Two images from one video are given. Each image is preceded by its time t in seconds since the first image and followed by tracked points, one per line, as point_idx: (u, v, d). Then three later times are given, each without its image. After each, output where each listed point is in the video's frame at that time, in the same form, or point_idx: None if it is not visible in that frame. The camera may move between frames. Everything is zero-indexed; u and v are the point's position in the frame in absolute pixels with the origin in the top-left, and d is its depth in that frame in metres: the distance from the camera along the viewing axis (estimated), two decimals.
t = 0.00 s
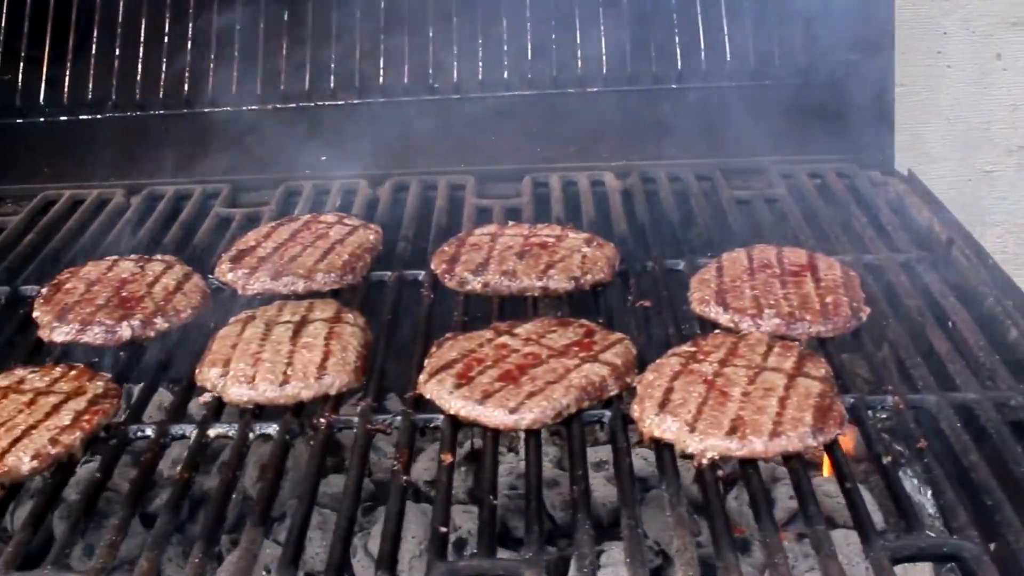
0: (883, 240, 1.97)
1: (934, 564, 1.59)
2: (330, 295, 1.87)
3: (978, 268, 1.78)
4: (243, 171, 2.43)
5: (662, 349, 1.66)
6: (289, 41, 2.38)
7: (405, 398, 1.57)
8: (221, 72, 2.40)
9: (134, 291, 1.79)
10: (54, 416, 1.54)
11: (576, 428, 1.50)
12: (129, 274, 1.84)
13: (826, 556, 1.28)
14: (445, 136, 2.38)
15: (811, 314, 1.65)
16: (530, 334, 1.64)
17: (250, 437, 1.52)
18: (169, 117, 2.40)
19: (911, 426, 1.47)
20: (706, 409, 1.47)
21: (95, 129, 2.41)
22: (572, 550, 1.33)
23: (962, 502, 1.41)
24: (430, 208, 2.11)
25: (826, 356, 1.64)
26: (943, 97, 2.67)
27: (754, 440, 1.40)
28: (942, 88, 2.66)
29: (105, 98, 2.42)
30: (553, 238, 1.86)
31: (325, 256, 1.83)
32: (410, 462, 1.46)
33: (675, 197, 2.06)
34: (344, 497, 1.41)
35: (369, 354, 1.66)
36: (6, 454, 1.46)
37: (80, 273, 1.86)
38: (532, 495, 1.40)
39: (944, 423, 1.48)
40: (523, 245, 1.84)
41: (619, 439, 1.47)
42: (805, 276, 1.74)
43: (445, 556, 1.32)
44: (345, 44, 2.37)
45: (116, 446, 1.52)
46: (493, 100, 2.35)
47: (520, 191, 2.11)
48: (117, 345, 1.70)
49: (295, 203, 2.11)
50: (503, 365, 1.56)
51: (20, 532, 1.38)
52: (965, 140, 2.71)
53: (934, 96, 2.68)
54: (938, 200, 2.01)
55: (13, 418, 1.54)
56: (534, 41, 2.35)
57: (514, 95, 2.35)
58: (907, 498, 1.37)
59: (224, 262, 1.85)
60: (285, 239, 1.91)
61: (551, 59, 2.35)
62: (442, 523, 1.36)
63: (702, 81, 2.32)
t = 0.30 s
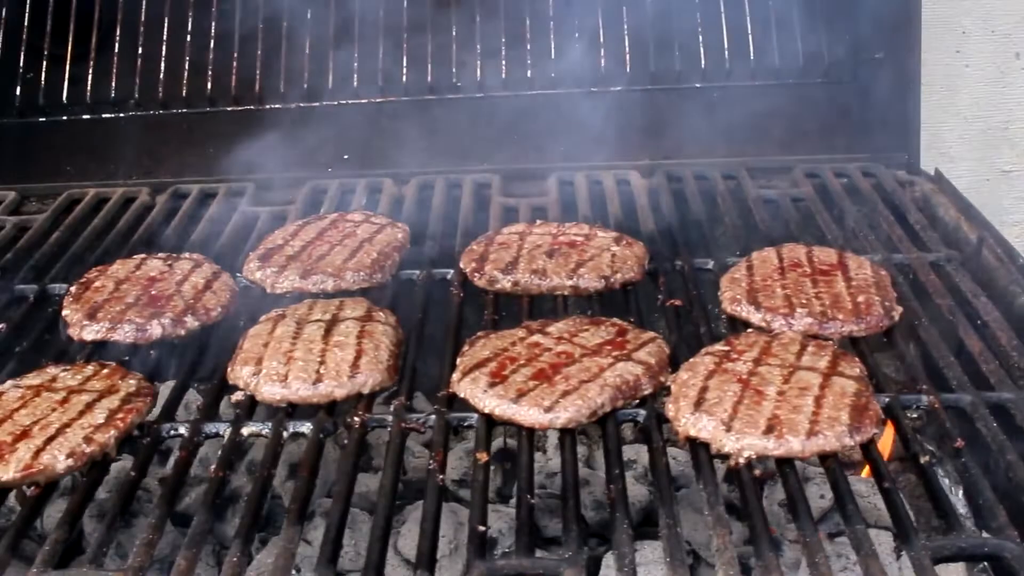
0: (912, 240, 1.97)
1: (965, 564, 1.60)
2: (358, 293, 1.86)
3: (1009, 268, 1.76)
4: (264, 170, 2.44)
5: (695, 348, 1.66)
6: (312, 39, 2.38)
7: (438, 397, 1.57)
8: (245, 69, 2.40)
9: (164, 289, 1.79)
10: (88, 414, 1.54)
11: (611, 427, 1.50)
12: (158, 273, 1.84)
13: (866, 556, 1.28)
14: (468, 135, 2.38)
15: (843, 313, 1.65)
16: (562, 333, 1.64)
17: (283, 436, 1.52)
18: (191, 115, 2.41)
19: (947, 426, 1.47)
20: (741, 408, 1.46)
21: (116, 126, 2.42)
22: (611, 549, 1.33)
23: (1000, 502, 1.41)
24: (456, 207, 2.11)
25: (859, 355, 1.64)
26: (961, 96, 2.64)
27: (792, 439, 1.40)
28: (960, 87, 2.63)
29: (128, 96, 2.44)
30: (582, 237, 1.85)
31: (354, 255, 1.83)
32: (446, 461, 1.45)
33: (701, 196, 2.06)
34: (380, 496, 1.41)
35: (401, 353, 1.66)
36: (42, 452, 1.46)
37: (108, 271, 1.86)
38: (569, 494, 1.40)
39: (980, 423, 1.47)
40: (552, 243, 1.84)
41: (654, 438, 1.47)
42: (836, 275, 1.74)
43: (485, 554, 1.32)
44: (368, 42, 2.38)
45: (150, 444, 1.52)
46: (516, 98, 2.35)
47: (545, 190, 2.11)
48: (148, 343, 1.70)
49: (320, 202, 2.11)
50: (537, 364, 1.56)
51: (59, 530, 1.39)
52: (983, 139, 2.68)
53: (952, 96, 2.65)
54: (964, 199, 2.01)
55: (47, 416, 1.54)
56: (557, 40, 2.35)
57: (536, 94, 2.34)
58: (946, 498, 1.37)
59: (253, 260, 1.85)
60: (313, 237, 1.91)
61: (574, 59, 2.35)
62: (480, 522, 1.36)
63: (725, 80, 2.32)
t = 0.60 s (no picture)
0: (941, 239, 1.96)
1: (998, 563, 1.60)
2: (387, 292, 1.86)
3: None
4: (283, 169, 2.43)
5: (728, 347, 1.66)
6: (336, 39, 2.39)
7: (472, 394, 1.57)
8: (268, 67, 2.41)
9: (194, 287, 1.79)
10: (123, 411, 1.54)
11: (647, 425, 1.49)
12: (187, 271, 1.84)
13: (908, 554, 1.27)
14: (493, 135, 2.38)
15: (876, 312, 1.64)
16: (596, 331, 1.63)
17: (318, 433, 1.52)
18: (213, 115, 2.40)
19: (985, 424, 1.46)
20: (778, 406, 1.46)
21: (139, 126, 2.42)
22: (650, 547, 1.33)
23: None
24: (483, 206, 2.11)
25: (892, 354, 1.63)
26: (980, 97, 2.63)
27: (829, 437, 1.39)
28: (980, 87, 2.63)
29: (151, 95, 2.44)
30: (612, 235, 1.85)
31: (383, 253, 1.83)
32: (482, 458, 1.45)
33: (729, 196, 2.05)
34: (417, 493, 1.41)
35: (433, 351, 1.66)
36: (77, 449, 1.46)
37: (137, 269, 1.87)
38: (606, 493, 1.40)
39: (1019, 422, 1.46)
40: (582, 242, 1.84)
41: (690, 436, 1.47)
42: (868, 275, 1.73)
43: (523, 551, 1.32)
44: (392, 42, 2.38)
45: (185, 442, 1.52)
46: (541, 98, 2.34)
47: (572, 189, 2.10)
48: (178, 340, 1.70)
49: (346, 201, 2.11)
50: (571, 362, 1.56)
51: (96, 526, 1.39)
52: (1003, 141, 2.67)
53: (972, 96, 2.64)
54: (992, 198, 2.00)
55: (81, 413, 1.54)
56: (581, 39, 2.35)
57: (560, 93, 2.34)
58: (986, 497, 1.36)
59: (282, 258, 1.85)
60: (342, 235, 1.91)
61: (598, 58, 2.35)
62: (518, 519, 1.36)
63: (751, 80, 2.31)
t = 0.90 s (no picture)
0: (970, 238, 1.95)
1: None
2: (417, 290, 1.87)
3: None
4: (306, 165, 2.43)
5: (762, 346, 1.66)
6: (360, 38, 2.39)
7: (507, 392, 1.57)
8: (293, 66, 2.41)
9: (225, 285, 1.80)
10: (159, 409, 1.54)
11: (683, 423, 1.50)
12: (218, 269, 1.85)
13: (949, 553, 1.27)
14: (517, 133, 2.38)
15: (909, 311, 1.64)
16: (630, 329, 1.63)
17: (354, 430, 1.52)
18: (239, 113, 2.42)
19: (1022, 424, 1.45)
20: (815, 404, 1.46)
21: (165, 125, 2.44)
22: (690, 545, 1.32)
23: None
24: (510, 205, 2.11)
25: (926, 352, 1.63)
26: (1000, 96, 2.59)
27: (867, 435, 1.38)
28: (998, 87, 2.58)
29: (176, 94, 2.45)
30: (642, 234, 1.85)
31: (414, 251, 1.83)
32: (519, 455, 1.45)
33: (756, 194, 2.05)
34: (455, 491, 1.41)
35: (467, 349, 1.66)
36: (115, 446, 1.46)
37: (168, 268, 1.87)
38: (645, 491, 1.40)
39: None
40: (612, 241, 1.84)
41: (727, 434, 1.47)
42: (900, 273, 1.73)
43: (563, 549, 1.32)
44: (417, 40, 2.39)
45: (220, 439, 1.52)
46: (566, 96, 2.36)
47: (600, 187, 2.11)
48: (211, 338, 1.71)
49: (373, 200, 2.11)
50: (606, 360, 1.56)
51: (135, 523, 1.40)
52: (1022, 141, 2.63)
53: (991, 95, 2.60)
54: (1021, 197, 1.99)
55: (117, 411, 1.54)
56: (607, 38, 2.35)
57: (585, 92, 2.35)
58: None
59: (312, 256, 1.86)
60: (372, 233, 1.91)
61: (623, 57, 2.35)
62: (557, 517, 1.36)
63: (776, 78, 2.31)
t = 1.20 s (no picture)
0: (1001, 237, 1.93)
1: None
2: (448, 288, 1.87)
3: None
4: (332, 165, 2.44)
5: (796, 344, 1.65)
6: (387, 37, 2.43)
7: (542, 389, 1.58)
8: (319, 66, 2.44)
9: (258, 282, 1.80)
10: (195, 406, 1.54)
11: (719, 420, 1.50)
12: (249, 266, 1.85)
13: (991, 551, 1.26)
14: (542, 133, 2.38)
15: (942, 309, 1.64)
16: (664, 327, 1.64)
17: (390, 427, 1.53)
18: (265, 112, 2.43)
19: None
20: (851, 402, 1.45)
21: (190, 122, 2.44)
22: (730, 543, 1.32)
23: None
24: (539, 204, 2.11)
25: (961, 351, 1.63)
26: None
27: (905, 432, 1.38)
28: None
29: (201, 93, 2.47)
30: (673, 233, 1.85)
31: (445, 249, 1.84)
32: (556, 453, 1.45)
33: (784, 193, 2.05)
34: (494, 488, 1.41)
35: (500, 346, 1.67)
36: (153, 443, 1.47)
37: (200, 265, 1.88)
38: (683, 488, 1.40)
39: None
40: (643, 239, 1.84)
41: (763, 431, 1.47)
42: (932, 272, 1.73)
43: (603, 545, 1.32)
44: (444, 39, 2.42)
45: (257, 436, 1.53)
46: (592, 95, 2.37)
47: (628, 185, 2.11)
48: (244, 335, 1.71)
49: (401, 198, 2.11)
50: (641, 358, 1.56)
51: (175, 519, 1.41)
52: None
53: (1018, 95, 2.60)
54: None
55: (154, 408, 1.54)
56: (633, 37, 2.37)
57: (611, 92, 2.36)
58: None
59: (344, 254, 1.86)
60: (402, 231, 1.91)
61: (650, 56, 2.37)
62: (597, 513, 1.36)
63: (801, 79, 2.33)
